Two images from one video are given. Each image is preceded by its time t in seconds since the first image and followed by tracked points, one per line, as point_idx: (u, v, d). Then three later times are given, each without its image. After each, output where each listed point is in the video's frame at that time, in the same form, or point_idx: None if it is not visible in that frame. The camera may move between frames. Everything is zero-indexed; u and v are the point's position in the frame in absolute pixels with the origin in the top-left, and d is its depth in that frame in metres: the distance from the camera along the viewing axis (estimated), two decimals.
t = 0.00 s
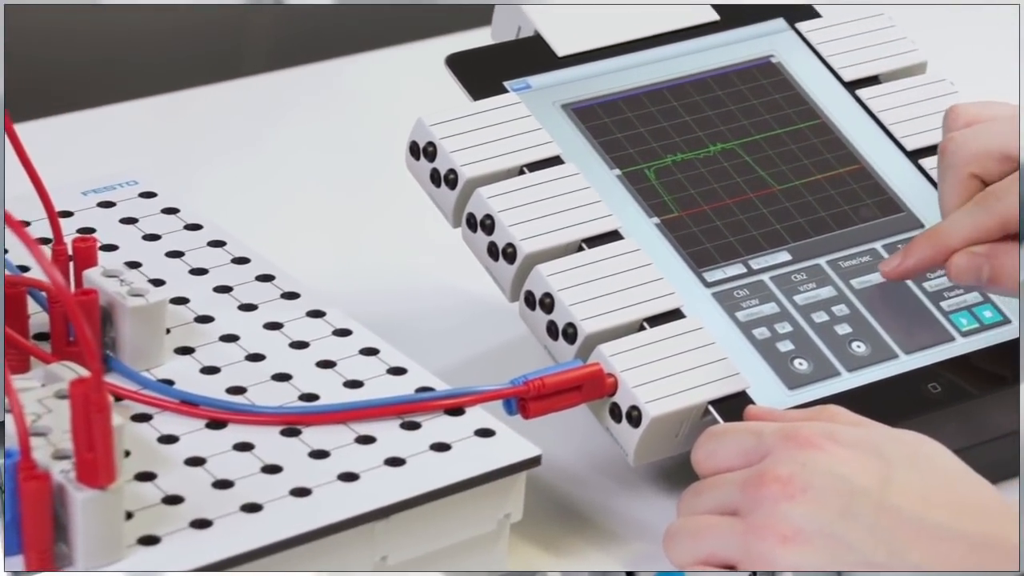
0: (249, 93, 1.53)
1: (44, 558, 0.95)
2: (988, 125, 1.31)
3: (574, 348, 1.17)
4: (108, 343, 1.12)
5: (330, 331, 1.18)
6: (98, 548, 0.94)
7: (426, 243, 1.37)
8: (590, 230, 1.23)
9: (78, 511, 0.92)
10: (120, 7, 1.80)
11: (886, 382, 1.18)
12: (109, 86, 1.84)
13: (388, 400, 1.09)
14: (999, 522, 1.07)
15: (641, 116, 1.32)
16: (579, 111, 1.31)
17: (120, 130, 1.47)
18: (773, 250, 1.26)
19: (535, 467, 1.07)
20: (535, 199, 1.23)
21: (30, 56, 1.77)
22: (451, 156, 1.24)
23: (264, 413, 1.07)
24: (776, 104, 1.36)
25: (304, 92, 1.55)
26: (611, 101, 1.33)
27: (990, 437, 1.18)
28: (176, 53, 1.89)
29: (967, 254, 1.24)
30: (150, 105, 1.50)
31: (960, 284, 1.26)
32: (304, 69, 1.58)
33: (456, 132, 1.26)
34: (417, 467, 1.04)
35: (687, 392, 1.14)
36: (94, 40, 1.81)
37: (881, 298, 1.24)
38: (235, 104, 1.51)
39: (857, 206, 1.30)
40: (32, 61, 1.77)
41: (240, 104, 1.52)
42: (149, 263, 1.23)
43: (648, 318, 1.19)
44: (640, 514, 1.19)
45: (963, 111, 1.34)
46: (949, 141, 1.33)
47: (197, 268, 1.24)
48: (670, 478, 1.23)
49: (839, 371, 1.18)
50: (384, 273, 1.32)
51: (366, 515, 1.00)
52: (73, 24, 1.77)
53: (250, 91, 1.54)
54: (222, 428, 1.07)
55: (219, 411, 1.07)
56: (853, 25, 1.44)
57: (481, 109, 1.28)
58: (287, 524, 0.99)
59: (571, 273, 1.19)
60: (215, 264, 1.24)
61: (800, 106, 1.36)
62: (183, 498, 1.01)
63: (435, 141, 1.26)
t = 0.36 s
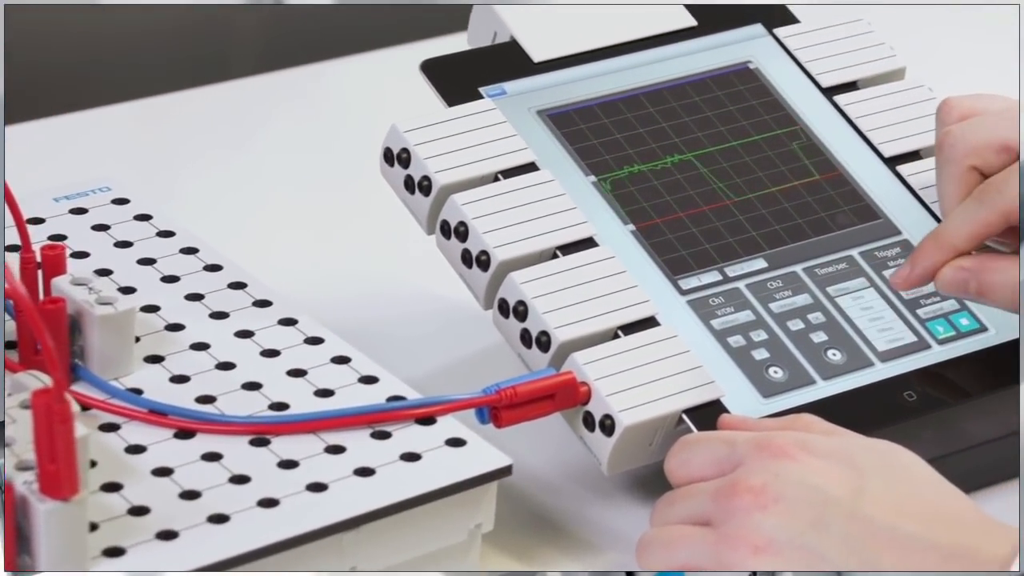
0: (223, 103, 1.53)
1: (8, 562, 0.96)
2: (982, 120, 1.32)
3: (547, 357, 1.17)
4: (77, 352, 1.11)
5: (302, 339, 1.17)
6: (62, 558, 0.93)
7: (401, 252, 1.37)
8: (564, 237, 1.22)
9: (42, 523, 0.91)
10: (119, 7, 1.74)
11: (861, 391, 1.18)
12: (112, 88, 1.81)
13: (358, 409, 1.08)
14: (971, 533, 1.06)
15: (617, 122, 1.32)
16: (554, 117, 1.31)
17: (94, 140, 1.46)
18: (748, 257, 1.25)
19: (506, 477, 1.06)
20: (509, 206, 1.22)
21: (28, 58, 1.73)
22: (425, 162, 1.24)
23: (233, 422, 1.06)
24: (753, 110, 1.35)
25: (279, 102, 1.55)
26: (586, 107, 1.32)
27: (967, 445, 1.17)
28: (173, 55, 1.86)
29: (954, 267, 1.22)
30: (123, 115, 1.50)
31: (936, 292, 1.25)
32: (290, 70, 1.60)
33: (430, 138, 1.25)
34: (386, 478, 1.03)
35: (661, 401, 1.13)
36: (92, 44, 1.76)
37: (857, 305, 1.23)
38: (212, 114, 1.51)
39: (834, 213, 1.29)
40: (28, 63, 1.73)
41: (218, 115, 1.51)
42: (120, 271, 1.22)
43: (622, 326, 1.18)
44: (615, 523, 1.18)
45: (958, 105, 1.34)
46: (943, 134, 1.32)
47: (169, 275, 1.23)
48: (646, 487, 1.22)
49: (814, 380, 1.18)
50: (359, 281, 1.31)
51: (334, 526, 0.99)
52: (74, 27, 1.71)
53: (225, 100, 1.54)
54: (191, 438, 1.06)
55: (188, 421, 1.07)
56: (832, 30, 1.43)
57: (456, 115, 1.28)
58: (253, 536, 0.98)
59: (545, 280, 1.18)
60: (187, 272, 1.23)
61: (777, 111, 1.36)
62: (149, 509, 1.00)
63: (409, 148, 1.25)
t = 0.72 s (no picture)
0: (199, 112, 1.54)
1: None
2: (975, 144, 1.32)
3: (521, 365, 1.16)
4: (47, 360, 1.10)
5: (275, 347, 1.16)
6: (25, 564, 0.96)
7: (377, 260, 1.36)
8: (539, 244, 1.21)
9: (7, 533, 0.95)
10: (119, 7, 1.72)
11: (838, 399, 1.17)
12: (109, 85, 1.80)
13: (329, 419, 1.07)
14: (943, 540, 1.06)
15: (595, 128, 1.31)
16: (531, 123, 1.30)
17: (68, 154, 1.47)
18: (726, 264, 1.24)
19: (478, 487, 1.05)
20: (484, 213, 1.21)
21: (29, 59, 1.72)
22: (400, 169, 1.23)
23: (203, 432, 1.05)
24: (732, 117, 1.35)
25: (256, 112, 1.55)
26: (564, 113, 1.31)
27: (944, 455, 1.15)
28: (174, 54, 1.85)
29: (958, 290, 1.23)
30: (95, 129, 1.52)
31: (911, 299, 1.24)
32: (287, 70, 1.59)
33: (404, 145, 1.25)
34: (356, 489, 1.03)
35: (636, 409, 1.12)
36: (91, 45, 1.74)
37: (834, 313, 1.22)
38: (190, 123, 1.51)
39: (812, 220, 1.29)
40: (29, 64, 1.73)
41: (195, 124, 1.51)
42: (92, 279, 1.21)
43: (598, 334, 1.18)
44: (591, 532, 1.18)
45: (950, 128, 1.34)
46: (938, 158, 1.32)
47: (141, 282, 1.22)
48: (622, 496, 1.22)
49: (791, 389, 1.17)
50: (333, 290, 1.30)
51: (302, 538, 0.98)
52: (75, 28, 1.69)
53: (202, 108, 1.55)
54: (161, 447, 1.05)
55: (158, 430, 1.06)
56: (812, 35, 1.43)
57: (432, 121, 1.27)
58: (220, 548, 0.97)
59: (520, 288, 1.18)
60: (160, 279, 1.22)
61: (756, 117, 1.35)
62: (117, 520, 0.99)
63: (384, 154, 1.24)
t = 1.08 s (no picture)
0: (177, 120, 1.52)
1: None
2: (957, 179, 1.29)
3: (493, 373, 1.15)
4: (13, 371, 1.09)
5: (245, 356, 1.15)
6: None
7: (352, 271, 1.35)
8: (511, 252, 1.20)
9: None
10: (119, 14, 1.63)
11: (812, 408, 1.16)
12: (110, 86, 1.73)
13: (297, 429, 1.06)
14: (915, 550, 1.05)
15: (570, 134, 1.30)
16: (505, 130, 1.29)
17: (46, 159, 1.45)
18: (700, 272, 1.23)
19: (447, 497, 1.04)
20: (456, 221, 1.20)
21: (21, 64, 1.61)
22: (372, 176, 1.22)
23: (170, 442, 1.04)
24: (708, 123, 1.34)
25: (235, 119, 1.54)
26: (539, 119, 1.31)
27: (917, 464, 1.13)
28: (170, 56, 1.75)
29: (938, 326, 1.21)
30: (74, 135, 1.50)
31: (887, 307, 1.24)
32: (268, 77, 1.58)
33: (376, 152, 1.24)
34: (323, 500, 1.02)
35: (609, 418, 1.11)
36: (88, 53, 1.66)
37: (809, 321, 1.22)
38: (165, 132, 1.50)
39: (788, 227, 1.28)
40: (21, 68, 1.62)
41: (170, 132, 1.50)
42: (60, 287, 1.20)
43: (570, 342, 1.17)
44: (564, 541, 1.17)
45: (930, 162, 1.32)
46: (918, 196, 1.30)
47: (112, 290, 1.21)
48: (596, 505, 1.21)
49: (764, 398, 1.16)
50: (308, 298, 1.29)
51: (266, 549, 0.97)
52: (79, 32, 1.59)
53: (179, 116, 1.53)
54: (126, 458, 1.04)
55: (125, 441, 1.04)
56: (788, 42, 1.42)
57: (405, 128, 1.26)
58: (183, 561, 0.96)
59: (492, 296, 1.17)
60: (130, 287, 1.21)
61: (732, 124, 1.35)
62: (80, 532, 0.98)
63: (356, 161, 1.24)
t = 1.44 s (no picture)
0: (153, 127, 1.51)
1: None
2: (922, 192, 1.26)
3: (464, 383, 1.14)
4: None
5: (213, 366, 1.14)
6: None
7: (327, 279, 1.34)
8: (483, 261, 1.19)
9: None
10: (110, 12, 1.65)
11: (785, 418, 1.15)
12: (108, 87, 1.75)
13: (264, 440, 1.05)
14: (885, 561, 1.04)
15: (543, 141, 1.30)
16: (478, 137, 1.28)
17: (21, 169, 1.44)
18: (674, 280, 1.23)
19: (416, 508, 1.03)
20: (428, 229, 1.19)
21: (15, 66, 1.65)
22: (344, 183, 1.21)
23: (135, 454, 1.03)
24: (683, 130, 1.34)
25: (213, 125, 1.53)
26: (513, 126, 1.30)
27: (890, 474, 1.12)
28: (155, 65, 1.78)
29: (904, 337, 1.19)
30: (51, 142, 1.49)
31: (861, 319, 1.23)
32: (245, 83, 1.57)
33: (348, 159, 1.23)
34: (289, 512, 1.01)
35: (580, 427, 1.10)
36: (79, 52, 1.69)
37: (783, 329, 1.21)
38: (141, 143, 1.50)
39: (763, 234, 1.28)
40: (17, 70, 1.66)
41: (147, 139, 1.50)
42: (30, 296, 1.19)
43: (542, 351, 1.16)
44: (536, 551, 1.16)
45: (897, 174, 1.29)
46: (883, 210, 1.27)
47: (80, 298, 1.20)
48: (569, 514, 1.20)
49: (737, 407, 1.15)
50: (282, 309, 1.28)
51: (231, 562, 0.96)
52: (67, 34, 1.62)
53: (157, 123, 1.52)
54: (92, 469, 1.03)
55: (90, 452, 1.03)
56: (766, 48, 1.42)
57: (378, 135, 1.25)
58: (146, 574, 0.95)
59: (463, 305, 1.16)
60: (99, 295, 1.20)
61: (707, 131, 1.34)
62: (42, 544, 0.97)
63: (328, 168, 1.22)
